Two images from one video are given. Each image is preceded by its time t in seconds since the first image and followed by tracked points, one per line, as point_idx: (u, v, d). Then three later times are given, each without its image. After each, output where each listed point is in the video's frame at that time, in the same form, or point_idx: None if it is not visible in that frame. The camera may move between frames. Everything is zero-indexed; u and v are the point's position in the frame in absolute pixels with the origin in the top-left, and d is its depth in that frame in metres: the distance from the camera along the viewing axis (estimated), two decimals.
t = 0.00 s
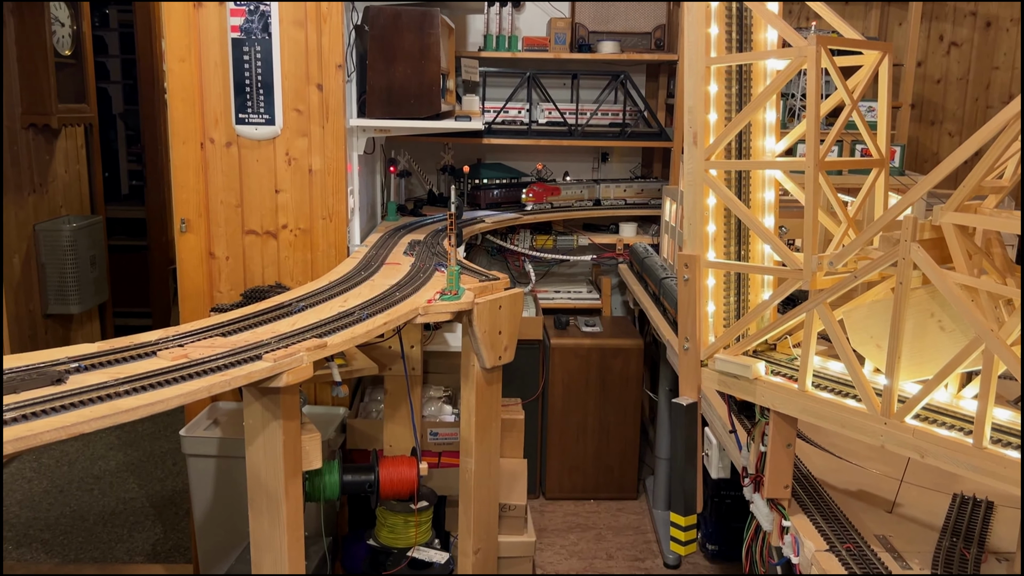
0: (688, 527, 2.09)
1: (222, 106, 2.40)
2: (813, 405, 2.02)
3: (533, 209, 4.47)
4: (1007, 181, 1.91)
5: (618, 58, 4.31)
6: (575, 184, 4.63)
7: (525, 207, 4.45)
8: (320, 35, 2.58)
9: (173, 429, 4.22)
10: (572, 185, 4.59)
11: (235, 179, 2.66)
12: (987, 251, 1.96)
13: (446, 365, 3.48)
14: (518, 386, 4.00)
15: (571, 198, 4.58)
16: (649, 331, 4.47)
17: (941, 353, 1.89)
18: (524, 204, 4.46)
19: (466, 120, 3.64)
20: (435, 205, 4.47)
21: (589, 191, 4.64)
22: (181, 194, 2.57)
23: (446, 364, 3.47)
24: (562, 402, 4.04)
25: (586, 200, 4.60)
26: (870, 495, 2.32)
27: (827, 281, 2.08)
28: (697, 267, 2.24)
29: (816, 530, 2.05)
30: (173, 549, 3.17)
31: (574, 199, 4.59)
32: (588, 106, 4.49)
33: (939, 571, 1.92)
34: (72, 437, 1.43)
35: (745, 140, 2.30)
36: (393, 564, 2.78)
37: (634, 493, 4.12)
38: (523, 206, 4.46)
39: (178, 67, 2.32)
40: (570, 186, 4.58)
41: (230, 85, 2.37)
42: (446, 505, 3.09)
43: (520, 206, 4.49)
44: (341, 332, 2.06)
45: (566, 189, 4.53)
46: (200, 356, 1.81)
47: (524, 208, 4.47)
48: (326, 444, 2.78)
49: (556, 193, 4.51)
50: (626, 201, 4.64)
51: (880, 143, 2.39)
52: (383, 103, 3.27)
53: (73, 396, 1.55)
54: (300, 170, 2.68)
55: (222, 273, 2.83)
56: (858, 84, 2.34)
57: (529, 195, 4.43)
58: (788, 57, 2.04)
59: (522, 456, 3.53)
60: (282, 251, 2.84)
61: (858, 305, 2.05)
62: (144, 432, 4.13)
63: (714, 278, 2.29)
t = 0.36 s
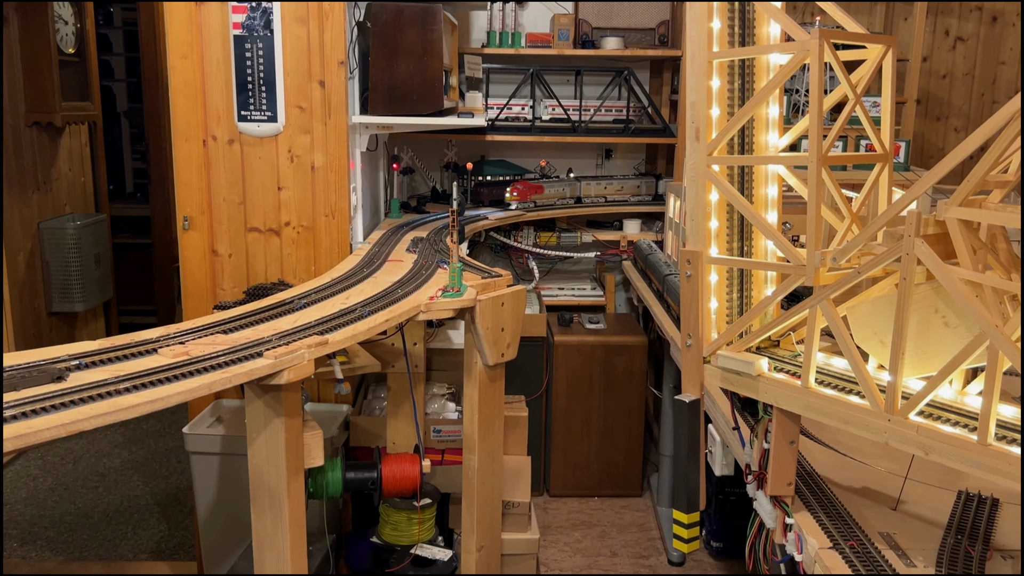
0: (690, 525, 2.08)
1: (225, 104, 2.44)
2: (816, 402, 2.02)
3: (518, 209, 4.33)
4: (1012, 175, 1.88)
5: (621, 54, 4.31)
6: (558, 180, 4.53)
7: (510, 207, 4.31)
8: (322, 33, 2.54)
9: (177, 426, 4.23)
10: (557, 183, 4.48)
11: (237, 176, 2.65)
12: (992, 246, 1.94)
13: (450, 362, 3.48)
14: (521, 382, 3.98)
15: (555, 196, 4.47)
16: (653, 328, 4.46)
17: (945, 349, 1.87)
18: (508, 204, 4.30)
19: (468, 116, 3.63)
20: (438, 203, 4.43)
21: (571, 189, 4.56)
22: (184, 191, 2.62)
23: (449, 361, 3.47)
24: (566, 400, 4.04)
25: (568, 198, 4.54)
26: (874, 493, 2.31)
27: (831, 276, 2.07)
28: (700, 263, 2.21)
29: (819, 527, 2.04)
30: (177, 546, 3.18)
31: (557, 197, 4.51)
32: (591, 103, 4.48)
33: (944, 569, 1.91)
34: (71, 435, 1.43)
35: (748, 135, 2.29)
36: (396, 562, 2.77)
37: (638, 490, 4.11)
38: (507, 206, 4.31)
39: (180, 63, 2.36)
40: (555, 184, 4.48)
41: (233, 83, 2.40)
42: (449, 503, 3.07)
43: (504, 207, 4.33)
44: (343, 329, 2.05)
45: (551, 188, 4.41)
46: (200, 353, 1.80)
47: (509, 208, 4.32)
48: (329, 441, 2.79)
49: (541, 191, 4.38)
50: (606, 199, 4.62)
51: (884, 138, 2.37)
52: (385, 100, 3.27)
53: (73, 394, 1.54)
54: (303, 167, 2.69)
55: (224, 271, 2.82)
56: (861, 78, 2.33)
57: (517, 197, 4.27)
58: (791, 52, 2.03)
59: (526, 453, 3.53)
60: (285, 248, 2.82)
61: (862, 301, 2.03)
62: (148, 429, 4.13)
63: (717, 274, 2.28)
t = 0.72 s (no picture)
0: (696, 523, 2.07)
1: (230, 100, 2.39)
2: (823, 400, 2.00)
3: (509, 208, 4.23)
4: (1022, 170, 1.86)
5: (628, 49, 4.25)
6: (542, 177, 4.47)
7: (501, 206, 4.21)
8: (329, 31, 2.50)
9: (185, 423, 4.24)
10: (541, 180, 4.43)
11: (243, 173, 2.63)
12: (1001, 242, 1.92)
13: (457, 359, 3.47)
14: (527, 380, 3.98)
15: (541, 193, 4.41)
16: (660, 325, 4.45)
17: (954, 347, 1.85)
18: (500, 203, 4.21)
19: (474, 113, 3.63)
20: (445, 200, 4.40)
21: (555, 187, 4.50)
22: (191, 189, 2.63)
23: (456, 357, 3.45)
24: (572, 396, 4.04)
25: (553, 196, 4.47)
26: (882, 491, 2.29)
27: (838, 273, 2.05)
28: (706, 260, 2.22)
29: (826, 525, 2.02)
30: (184, 543, 3.18)
31: (543, 195, 4.44)
32: (598, 99, 4.46)
33: (953, 568, 1.89)
34: (75, 432, 1.43)
35: (754, 131, 2.27)
36: (402, 560, 2.76)
37: (646, 487, 4.11)
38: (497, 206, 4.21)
39: (185, 59, 2.32)
40: (540, 181, 4.42)
41: (238, 80, 2.34)
42: (455, 500, 3.07)
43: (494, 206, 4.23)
44: (348, 326, 2.05)
45: (538, 184, 4.36)
46: (205, 350, 1.80)
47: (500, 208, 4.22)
48: (334, 438, 2.78)
49: (528, 188, 4.32)
50: (590, 196, 4.56)
51: (892, 133, 2.35)
52: (391, 98, 3.27)
53: (76, 391, 1.54)
54: (309, 164, 2.68)
55: (230, 269, 2.80)
56: (869, 73, 2.31)
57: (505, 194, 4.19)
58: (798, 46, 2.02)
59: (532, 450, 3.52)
60: (291, 245, 2.84)
61: (869, 298, 2.02)
62: (156, 426, 4.14)
63: (723, 271, 2.28)
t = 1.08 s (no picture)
0: (710, 524, 2.04)
1: (242, 99, 2.29)
2: (839, 400, 1.97)
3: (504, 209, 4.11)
4: None
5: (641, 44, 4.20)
6: (534, 176, 4.34)
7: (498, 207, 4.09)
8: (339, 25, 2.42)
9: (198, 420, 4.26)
10: (534, 179, 4.29)
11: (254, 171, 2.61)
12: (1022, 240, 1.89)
13: (468, 357, 3.45)
14: (541, 377, 3.97)
15: (535, 192, 4.29)
16: (673, 322, 4.42)
17: (973, 347, 1.82)
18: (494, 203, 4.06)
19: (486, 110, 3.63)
20: (457, 197, 4.43)
21: (547, 187, 4.39)
22: (201, 186, 2.56)
23: (467, 355, 3.45)
24: (585, 394, 4.02)
25: (546, 194, 4.36)
26: (898, 492, 2.27)
27: (854, 272, 2.02)
28: (720, 258, 2.20)
29: (841, 527, 2.01)
30: (197, 540, 3.21)
31: (535, 195, 4.31)
32: (610, 95, 4.45)
33: (971, 571, 1.86)
34: (86, 432, 1.42)
35: (768, 127, 2.25)
36: (414, 558, 2.75)
37: (659, 486, 4.10)
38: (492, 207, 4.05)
39: (198, 57, 2.24)
40: (533, 180, 4.29)
41: (249, 77, 2.27)
42: (467, 498, 3.06)
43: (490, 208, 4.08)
44: (359, 325, 2.04)
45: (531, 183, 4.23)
46: (216, 349, 1.80)
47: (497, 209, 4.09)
48: (347, 436, 2.78)
49: (520, 187, 4.19)
50: (581, 194, 4.49)
51: (908, 129, 2.33)
52: (403, 93, 3.26)
53: (86, 390, 1.53)
54: (320, 161, 2.67)
55: (242, 266, 2.79)
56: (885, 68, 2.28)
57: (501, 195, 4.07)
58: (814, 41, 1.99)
59: (544, 448, 3.52)
60: (302, 242, 2.88)
61: (885, 297, 1.99)
62: (170, 423, 4.16)
63: (738, 269, 2.25)
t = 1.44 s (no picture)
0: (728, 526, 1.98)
1: (257, 96, 2.22)
2: (860, 399, 1.94)
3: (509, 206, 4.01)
4: None
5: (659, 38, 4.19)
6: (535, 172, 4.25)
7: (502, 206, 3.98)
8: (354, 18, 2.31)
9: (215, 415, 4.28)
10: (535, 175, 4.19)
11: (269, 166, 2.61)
12: None
13: (483, 353, 3.45)
14: (557, 373, 3.95)
15: (536, 187, 4.19)
16: (690, 318, 4.38)
17: (998, 346, 1.77)
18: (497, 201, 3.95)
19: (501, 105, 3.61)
20: (472, 191, 4.43)
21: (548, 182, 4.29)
22: (217, 184, 2.50)
23: (482, 351, 3.43)
24: (601, 390, 4.00)
25: (545, 191, 4.27)
26: (921, 492, 2.23)
27: (876, 268, 1.98)
28: (738, 254, 2.18)
29: (862, 526, 1.97)
30: (212, 536, 3.18)
31: (536, 191, 4.22)
32: (627, 89, 4.46)
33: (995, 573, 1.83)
34: (99, 429, 1.42)
35: (788, 121, 2.24)
36: (429, 554, 2.77)
37: (676, 483, 4.07)
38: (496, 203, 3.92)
39: (212, 53, 2.16)
40: (534, 176, 4.19)
41: (264, 73, 2.22)
42: (482, 495, 3.06)
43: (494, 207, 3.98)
44: (373, 321, 2.03)
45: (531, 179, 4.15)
46: (230, 346, 1.79)
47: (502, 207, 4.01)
48: (362, 432, 2.79)
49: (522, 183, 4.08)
50: (578, 191, 4.40)
51: (931, 122, 2.37)
52: (417, 89, 3.26)
53: (100, 387, 1.53)
54: (335, 157, 2.65)
55: (256, 262, 2.82)
56: (908, 60, 2.28)
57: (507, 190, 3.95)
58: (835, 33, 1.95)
59: (560, 445, 3.50)
60: (318, 238, 2.92)
61: (907, 294, 1.95)
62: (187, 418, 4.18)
63: (756, 265, 2.20)
